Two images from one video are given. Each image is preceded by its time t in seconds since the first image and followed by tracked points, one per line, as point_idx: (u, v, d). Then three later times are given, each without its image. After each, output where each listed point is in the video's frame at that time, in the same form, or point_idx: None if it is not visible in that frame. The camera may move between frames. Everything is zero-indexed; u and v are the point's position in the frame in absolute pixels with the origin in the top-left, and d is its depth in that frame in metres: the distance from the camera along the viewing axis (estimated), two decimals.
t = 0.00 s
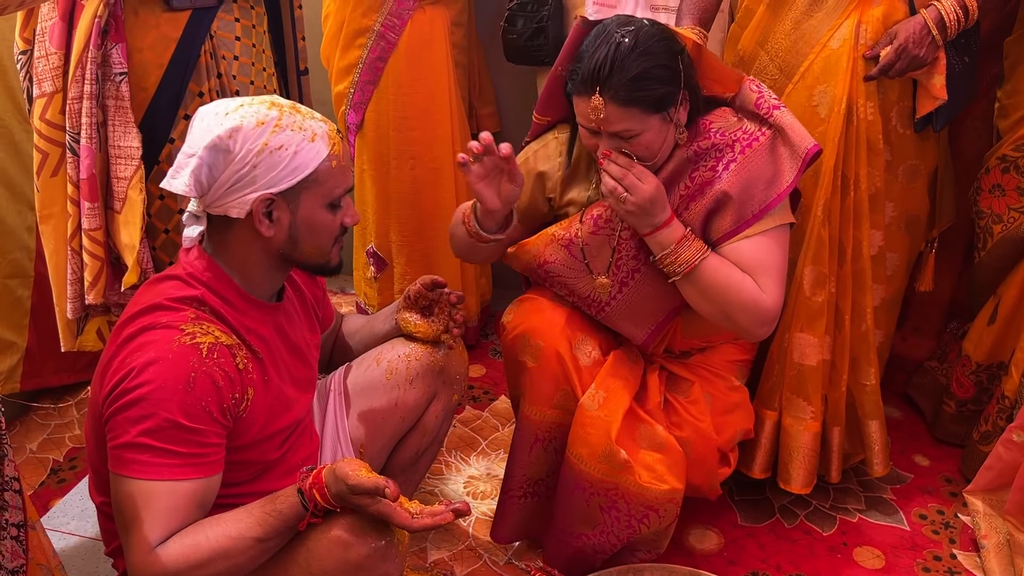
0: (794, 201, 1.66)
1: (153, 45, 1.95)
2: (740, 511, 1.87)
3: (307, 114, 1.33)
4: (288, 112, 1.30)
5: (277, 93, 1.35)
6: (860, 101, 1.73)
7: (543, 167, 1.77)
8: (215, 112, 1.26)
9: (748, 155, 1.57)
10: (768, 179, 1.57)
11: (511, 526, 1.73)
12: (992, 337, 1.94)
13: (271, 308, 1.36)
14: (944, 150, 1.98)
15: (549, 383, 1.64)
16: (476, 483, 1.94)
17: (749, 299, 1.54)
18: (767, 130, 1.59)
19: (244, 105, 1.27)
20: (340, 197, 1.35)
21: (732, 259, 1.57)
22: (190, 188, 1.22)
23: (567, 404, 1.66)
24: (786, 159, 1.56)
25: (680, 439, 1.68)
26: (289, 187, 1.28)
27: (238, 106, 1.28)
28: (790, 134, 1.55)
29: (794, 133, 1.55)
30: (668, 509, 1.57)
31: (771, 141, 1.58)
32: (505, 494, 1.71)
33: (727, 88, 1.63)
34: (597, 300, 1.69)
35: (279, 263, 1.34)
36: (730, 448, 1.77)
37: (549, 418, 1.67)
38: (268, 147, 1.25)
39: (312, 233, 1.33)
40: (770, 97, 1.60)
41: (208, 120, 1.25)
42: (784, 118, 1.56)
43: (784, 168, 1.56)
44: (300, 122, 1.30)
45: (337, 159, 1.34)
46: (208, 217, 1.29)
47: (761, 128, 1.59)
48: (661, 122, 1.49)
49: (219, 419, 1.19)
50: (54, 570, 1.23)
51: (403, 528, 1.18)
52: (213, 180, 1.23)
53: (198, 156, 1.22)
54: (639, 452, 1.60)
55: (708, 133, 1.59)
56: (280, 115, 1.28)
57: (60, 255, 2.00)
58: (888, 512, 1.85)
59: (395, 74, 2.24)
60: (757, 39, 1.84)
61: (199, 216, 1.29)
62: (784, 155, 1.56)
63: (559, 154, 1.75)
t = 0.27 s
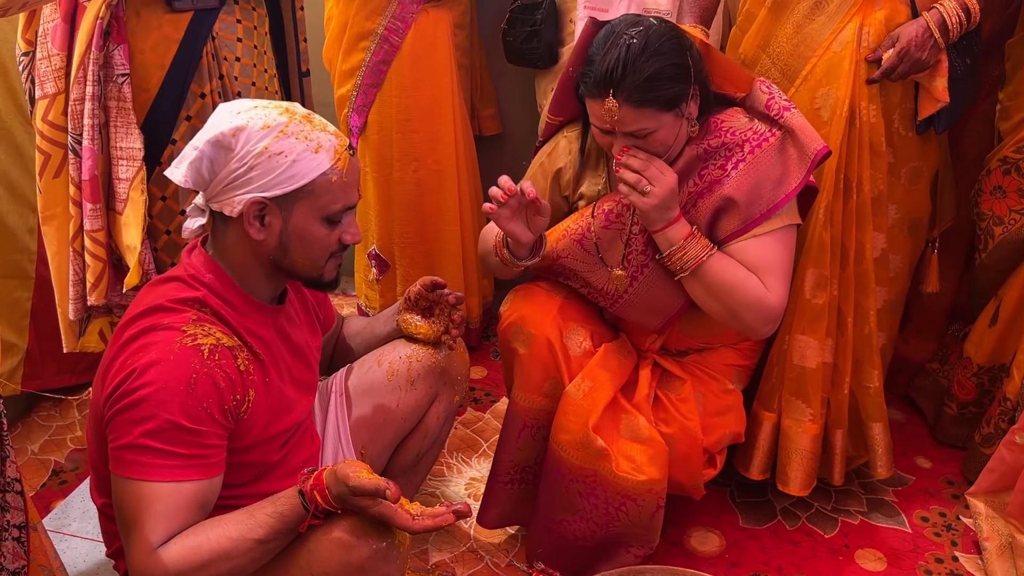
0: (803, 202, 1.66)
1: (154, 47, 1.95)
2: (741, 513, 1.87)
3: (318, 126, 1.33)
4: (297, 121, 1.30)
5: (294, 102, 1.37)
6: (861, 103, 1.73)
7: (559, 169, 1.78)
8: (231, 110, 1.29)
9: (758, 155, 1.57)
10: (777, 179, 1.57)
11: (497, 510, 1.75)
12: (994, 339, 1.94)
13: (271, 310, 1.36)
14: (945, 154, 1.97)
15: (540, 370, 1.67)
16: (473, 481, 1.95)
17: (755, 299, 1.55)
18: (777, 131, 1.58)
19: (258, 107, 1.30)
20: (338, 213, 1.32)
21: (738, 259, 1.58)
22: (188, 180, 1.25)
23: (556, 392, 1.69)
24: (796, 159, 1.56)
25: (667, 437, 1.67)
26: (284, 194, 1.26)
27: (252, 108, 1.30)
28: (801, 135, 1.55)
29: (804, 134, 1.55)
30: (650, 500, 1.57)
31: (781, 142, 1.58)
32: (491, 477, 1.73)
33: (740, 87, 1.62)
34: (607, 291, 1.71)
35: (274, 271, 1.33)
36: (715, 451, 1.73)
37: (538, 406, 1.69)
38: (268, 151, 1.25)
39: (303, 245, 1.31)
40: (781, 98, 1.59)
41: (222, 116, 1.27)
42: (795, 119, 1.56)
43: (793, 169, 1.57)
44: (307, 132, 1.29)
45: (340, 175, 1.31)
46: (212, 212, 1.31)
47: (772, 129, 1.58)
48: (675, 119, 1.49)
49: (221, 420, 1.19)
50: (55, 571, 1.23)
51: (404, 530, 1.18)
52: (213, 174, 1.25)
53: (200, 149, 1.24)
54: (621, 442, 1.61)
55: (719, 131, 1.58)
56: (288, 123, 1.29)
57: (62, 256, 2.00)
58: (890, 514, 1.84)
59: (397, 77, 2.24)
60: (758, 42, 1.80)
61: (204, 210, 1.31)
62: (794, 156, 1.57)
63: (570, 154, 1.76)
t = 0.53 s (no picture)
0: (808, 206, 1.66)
1: (154, 47, 1.95)
2: (741, 514, 1.87)
3: (325, 134, 1.33)
4: (304, 128, 1.30)
5: (304, 109, 1.37)
6: (862, 104, 1.73)
7: (564, 171, 1.77)
8: (239, 113, 1.30)
9: (765, 159, 1.57)
10: (785, 182, 1.58)
11: (492, 508, 1.77)
12: (994, 339, 1.94)
13: (272, 312, 1.36)
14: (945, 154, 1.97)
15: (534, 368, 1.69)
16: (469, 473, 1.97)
17: (764, 299, 1.56)
18: (784, 134, 1.59)
19: (266, 112, 1.30)
20: (340, 222, 1.32)
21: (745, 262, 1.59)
22: (191, 180, 1.25)
23: (550, 388, 1.71)
24: (803, 162, 1.57)
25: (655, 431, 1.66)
26: (285, 202, 1.27)
27: (260, 112, 1.30)
28: (808, 139, 1.55)
29: (811, 138, 1.55)
30: (639, 495, 1.58)
31: (788, 145, 1.58)
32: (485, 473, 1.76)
33: (745, 91, 1.64)
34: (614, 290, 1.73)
35: (273, 276, 1.33)
36: (710, 449, 1.73)
37: (532, 401, 1.72)
38: (272, 158, 1.25)
39: (302, 252, 1.31)
40: (787, 101, 1.60)
41: (229, 120, 1.28)
42: (802, 122, 1.56)
43: (800, 172, 1.57)
44: (313, 140, 1.30)
45: (343, 185, 1.31)
46: (216, 213, 1.31)
47: (779, 132, 1.58)
48: (688, 124, 1.49)
49: (222, 422, 1.19)
50: (56, 572, 1.24)
51: (405, 531, 1.18)
52: (217, 176, 1.26)
53: (205, 151, 1.25)
54: (612, 437, 1.62)
55: (728, 135, 1.58)
56: (295, 129, 1.29)
57: (63, 257, 2.00)
58: (890, 515, 1.85)
59: (402, 78, 2.24)
60: (758, 46, 1.81)
61: (208, 211, 1.32)
62: (801, 159, 1.57)
63: (577, 156, 1.74)
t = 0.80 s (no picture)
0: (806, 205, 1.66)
1: (153, 44, 1.95)
2: (741, 512, 1.87)
3: (326, 135, 1.33)
4: (306, 129, 1.30)
5: (305, 109, 1.37)
6: (863, 105, 1.73)
7: (561, 169, 1.76)
8: (240, 113, 1.29)
9: (763, 160, 1.58)
10: (783, 182, 1.58)
11: (481, 498, 1.80)
12: (993, 338, 1.95)
13: (272, 312, 1.36)
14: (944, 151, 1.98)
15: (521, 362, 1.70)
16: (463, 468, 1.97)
17: (763, 300, 1.57)
18: (783, 134, 1.59)
19: (267, 113, 1.30)
20: (341, 223, 1.32)
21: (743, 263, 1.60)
22: (191, 180, 1.25)
23: (539, 382, 1.73)
24: (801, 162, 1.57)
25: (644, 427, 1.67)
26: (287, 203, 1.27)
27: (261, 112, 1.30)
28: (806, 140, 1.55)
29: (809, 139, 1.55)
30: (625, 488, 1.60)
31: (786, 145, 1.58)
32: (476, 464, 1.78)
33: (744, 90, 1.62)
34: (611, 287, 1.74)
35: (274, 276, 1.33)
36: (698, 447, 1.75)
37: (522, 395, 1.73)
38: (273, 159, 1.25)
39: (302, 253, 1.31)
40: (785, 101, 1.59)
41: (229, 119, 1.28)
42: (800, 122, 1.56)
43: (798, 172, 1.57)
44: (314, 142, 1.30)
45: (344, 186, 1.31)
46: (216, 213, 1.32)
47: (777, 132, 1.59)
48: (687, 125, 1.49)
49: (221, 421, 1.19)
50: (56, 570, 1.24)
51: (404, 530, 1.18)
52: (217, 176, 1.26)
53: (206, 151, 1.25)
54: (598, 431, 1.63)
55: (726, 136, 1.59)
56: (296, 130, 1.29)
57: (62, 255, 2.00)
58: (888, 513, 1.85)
59: (408, 77, 2.24)
60: (758, 46, 1.81)
61: (208, 210, 1.32)
62: (799, 160, 1.57)
63: (575, 154, 1.74)
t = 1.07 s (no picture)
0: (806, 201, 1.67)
1: (151, 39, 1.94)
2: (739, 508, 1.88)
3: (323, 130, 1.33)
4: (303, 125, 1.30)
5: (304, 105, 1.37)
6: (862, 100, 1.73)
7: (558, 167, 1.75)
8: (238, 108, 1.29)
9: (759, 172, 1.57)
10: (779, 194, 1.58)
11: (475, 486, 1.83)
12: (991, 333, 1.95)
13: (270, 306, 1.36)
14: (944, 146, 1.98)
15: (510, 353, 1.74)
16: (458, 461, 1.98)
17: (755, 310, 1.56)
18: (781, 146, 1.59)
19: (265, 108, 1.29)
20: (338, 217, 1.32)
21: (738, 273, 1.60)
22: (188, 176, 1.24)
23: (528, 370, 1.75)
24: (799, 173, 1.57)
25: (631, 422, 1.68)
26: (285, 198, 1.26)
27: (258, 107, 1.30)
28: (804, 152, 1.55)
29: (807, 151, 1.55)
30: (605, 477, 1.60)
31: (784, 155, 1.58)
32: (469, 454, 1.82)
33: (747, 95, 1.61)
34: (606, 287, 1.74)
35: (273, 271, 1.33)
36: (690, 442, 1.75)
37: (513, 384, 1.76)
38: (271, 155, 1.24)
39: (301, 247, 1.30)
40: (786, 111, 1.60)
41: (226, 115, 1.28)
42: (799, 134, 1.56)
43: (796, 182, 1.57)
44: (312, 137, 1.29)
45: (342, 181, 1.31)
46: (213, 209, 1.31)
47: (776, 143, 1.59)
48: (684, 135, 1.48)
49: (220, 416, 1.19)
50: (54, 565, 1.23)
51: (403, 524, 1.18)
52: (215, 172, 1.26)
53: (204, 146, 1.25)
54: (581, 421, 1.64)
55: (724, 145, 1.58)
56: (293, 126, 1.29)
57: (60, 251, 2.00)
58: (886, 508, 1.85)
59: (409, 73, 2.24)
60: (757, 42, 1.82)
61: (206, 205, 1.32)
62: (798, 172, 1.57)
63: (573, 153, 1.73)
